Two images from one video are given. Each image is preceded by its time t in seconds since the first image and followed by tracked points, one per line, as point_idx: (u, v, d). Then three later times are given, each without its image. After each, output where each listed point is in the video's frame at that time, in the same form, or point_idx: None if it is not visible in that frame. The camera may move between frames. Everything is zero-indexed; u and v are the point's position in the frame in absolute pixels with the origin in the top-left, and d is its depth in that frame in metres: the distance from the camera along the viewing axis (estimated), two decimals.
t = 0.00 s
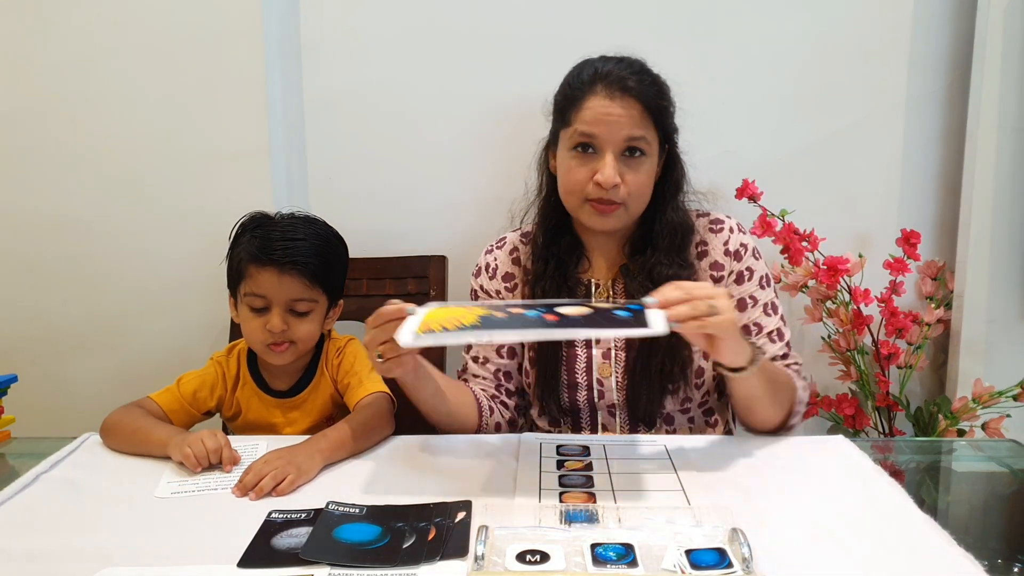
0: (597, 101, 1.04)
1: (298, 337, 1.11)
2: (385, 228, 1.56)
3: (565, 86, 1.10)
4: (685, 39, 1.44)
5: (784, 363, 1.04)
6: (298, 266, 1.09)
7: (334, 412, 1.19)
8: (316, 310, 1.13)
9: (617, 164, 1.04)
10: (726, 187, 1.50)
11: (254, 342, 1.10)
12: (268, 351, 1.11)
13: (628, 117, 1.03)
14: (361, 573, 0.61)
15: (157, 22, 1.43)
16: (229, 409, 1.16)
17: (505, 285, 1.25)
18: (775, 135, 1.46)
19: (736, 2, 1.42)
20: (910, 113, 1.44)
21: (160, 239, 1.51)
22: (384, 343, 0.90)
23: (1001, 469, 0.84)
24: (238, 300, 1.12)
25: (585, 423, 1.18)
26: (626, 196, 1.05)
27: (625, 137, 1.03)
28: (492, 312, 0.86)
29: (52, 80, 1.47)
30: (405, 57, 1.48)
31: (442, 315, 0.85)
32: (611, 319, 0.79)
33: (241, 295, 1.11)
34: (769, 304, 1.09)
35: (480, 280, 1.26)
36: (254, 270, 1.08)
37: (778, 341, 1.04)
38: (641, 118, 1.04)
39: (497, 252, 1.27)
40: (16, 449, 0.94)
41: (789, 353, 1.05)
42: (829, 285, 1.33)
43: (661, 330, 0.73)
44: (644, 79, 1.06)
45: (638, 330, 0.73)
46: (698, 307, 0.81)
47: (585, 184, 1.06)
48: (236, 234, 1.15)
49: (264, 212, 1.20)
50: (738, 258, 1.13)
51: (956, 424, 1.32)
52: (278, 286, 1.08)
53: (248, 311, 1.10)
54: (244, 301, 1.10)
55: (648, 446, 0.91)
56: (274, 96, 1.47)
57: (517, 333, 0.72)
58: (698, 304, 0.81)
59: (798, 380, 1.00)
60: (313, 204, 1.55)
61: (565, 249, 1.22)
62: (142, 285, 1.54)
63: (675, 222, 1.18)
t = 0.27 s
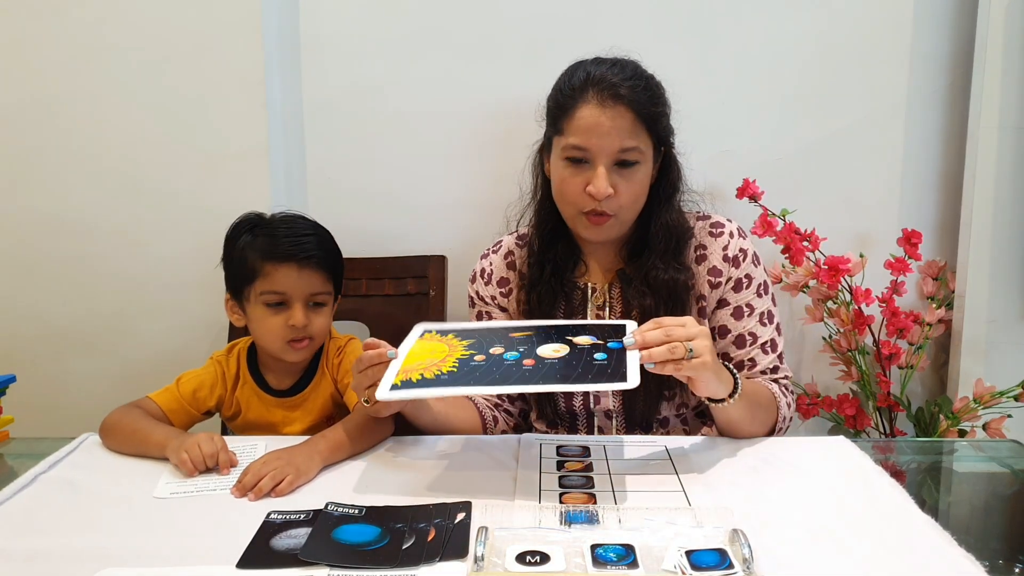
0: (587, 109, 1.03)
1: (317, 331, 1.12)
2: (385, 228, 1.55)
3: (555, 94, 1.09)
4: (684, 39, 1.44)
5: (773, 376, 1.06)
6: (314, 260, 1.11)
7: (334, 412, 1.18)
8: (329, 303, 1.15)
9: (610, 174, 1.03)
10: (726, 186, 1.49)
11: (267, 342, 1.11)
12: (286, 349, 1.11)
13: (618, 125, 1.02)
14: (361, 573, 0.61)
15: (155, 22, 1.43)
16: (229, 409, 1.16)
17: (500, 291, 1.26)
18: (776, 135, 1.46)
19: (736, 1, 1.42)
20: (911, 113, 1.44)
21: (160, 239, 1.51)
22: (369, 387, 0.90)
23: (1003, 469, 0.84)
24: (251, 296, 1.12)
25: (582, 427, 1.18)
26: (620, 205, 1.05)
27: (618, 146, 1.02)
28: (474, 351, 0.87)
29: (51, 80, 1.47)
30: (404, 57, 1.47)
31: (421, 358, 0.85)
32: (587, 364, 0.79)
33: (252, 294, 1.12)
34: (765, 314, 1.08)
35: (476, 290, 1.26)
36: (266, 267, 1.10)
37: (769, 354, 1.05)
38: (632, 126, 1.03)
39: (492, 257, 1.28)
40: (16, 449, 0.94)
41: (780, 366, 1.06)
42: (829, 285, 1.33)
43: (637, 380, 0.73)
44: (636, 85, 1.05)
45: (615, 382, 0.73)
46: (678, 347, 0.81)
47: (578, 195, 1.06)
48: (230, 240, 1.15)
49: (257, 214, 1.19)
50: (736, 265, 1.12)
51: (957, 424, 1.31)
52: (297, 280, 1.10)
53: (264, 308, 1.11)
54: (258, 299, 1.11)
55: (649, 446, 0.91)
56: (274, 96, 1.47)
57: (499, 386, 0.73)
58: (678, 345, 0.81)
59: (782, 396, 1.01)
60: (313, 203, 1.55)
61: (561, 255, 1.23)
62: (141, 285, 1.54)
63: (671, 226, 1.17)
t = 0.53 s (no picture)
0: (588, 108, 1.03)
1: (326, 324, 1.14)
2: (385, 228, 1.56)
3: (556, 92, 1.09)
4: (684, 39, 1.44)
5: (774, 379, 1.05)
6: (323, 254, 1.14)
7: (334, 411, 1.18)
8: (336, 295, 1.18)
9: (610, 173, 1.03)
10: (726, 187, 1.50)
11: (277, 341, 1.11)
12: (299, 344, 1.12)
13: (619, 124, 1.02)
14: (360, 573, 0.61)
15: (155, 22, 1.43)
16: (229, 408, 1.16)
17: (501, 292, 1.25)
18: (776, 135, 1.46)
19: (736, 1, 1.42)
20: (911, 113, 1.44)
21: (160, 239, 1.51)
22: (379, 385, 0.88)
23: (1003, 469, 0.84)
24: (259, 295, 1.12)
25: (583, 428, 1.18)
26: (620, 204, 1.05)
27: (619, 145, 1.02)
28: (485, 351, 0.87)
29: (50, 80, 1.47)
30: (404, 57, 1.47)
31: (432, 358, 0.86)
32: (598, 366, 0.79)
33: (260, 291, 1.12)
34: (766, 316, 1.08)
35: (475, 291, 1.26)
36: (273, 263, 1.10)
37: (770, 356, 1.05)
38: (633, 125, 1.03)
39: (492, 257, 1.28)
40: (16, 449, 0.94)
41: (781, 369, 1.06)
42: (829, 285, 1.33)
43: (649, 381, 0.72)
44: (637, 84, 1.05)
45: (624, 383, 0.73)
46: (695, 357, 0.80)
47: (579, 194, 1.06)
48: (228, 239, 1.15)
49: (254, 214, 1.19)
50: (737, 267, 1.12)
51: (957, 424, 1.31)
52: (309, 274, 1.12)
53: (276, 303, 1.11)
54: (267, 295, 1.11)
55: (649, 447, 0.91)
56: (274, 96, 1.47)
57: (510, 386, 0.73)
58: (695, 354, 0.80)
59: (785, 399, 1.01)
60: (313, 203, 1.55)
61: (563, 256, 1.23)
62: (142, 285, 1.54)
63: (673, 227, 1.17)
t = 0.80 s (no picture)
0: (592, 104, 1.02)
1: (332, 317, 1.15)
2: (385, 228, 1.56)
3: (560, 88, 1.09)
4: (685, 39, 1.44)
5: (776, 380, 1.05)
6: (324, 249, 1.14)
7: (334, 411, 1.18)
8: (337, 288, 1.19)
9: (613, 168, 1.03)
10: (726, 187, 1.50)
11: (283, 339, 1.12)
12: (306, 340, 1.12)
13: (622, 119, 1.02)
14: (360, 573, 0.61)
15: (155, 22, 1.43)
16: (228, 408, 1.16)
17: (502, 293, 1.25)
18: (775, 135, 1.46)
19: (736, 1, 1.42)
20: (911, 113, 1.44)
21: (159, 239, 1.51)
22: (391, 373, 0.88)
23: (1003, 469, 0.84)
24: (263, 295, 1.12)
25: (583, 427, 1.17)
26: (623, 200, 1.05)
27: (622, 140, 1.02)
28: (498, 343, 0.83)
29: (50, 81, 1.47)
30: (404, 57, 1.47)
31: (446, 349, 0.82)
32: (615, 376, 0.77)
33: (264, 290, 1.12)
34: (768, 317, 1.08)
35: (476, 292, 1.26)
36: (278, 260, 1.11)
37: (771, 357, 1.05)
38: (635, 120, 1.02)
39: (492, 258, 1.27)
40: (16, 449, 0.94)
41: (782, 370, 1.06)
42: (829, 285, 1.33)
43: (668, 402, 0.72)
44: (642, 80, 1.05)
45: (642, 406, 0.72)
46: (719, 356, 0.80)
47: (582, 188, 1.06)
48: (228, 238, 1.14)
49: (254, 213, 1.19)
50: (738, 268, 1.12)
51: (957, 424, 1.31)
52: (312, 270, 1.12)
53: (280, 301, 1.11)
54: (270, 293, 1.11)
55: (649, 446, 0.91)
56: (274, 96, 1.47)
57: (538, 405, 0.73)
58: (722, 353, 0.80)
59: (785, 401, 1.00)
60: (313, 203, 1.55)
61: (564, 254, 1.23)
62: (142, 285, 1.54)
63: (676, 226, 1.17)
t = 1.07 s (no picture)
0: (597, 95, 1.03)
1: (334, 316, 1.15)
2: (385, 228, 1.56)
3: (563, 81, 1.09)
4: (685, 39, 1.44)
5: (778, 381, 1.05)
6: (325, 248, 1.15)
7: (334, 411, 1.18)
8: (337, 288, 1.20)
9: (617, 160, 1.03)
10: (726, 186, 1.50)
11: (283, 338, 1.11)
12: (305, 337, 1.12)
13: (627, 111, 1.02)
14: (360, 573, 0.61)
15: (155, 22, 1.43)
16: (228, 408, 1.16)
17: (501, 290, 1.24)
18: (776, 135, 1.46)
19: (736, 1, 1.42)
20: (911, 113, 1.44)
21: (159, 239, 1.51)
22: (405, 353, 0.86)
23: (1002, 469, 0.83)
24: (263, 297, 1.12)
25: (583, 429, 1.17)
26: (626, 192, 1.05)
27: (626, 132, 1.02)
28: (518, 333, 0.82)
29: (51, 81, 1.47)
30: (404, 57, 1.47)
31: (466, 340, 0.81)
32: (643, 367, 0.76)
33: (264, 290, 1.12)
34: (770, 317, 1.09)
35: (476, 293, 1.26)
36: (279, 260, 1.11)
37: (774, 358, 1.05)
38: (641, 113, 1.03)
39: (491, 253, 1.27)
40: (15, 449, 0.94)
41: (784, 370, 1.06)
42: (829, 285, 1.33)
43: (698, 393, 0.73)
44: (646, 73, 1.05)
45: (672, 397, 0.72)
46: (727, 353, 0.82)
47: (586, 180, 1.05)
48: (228, 237, 1.14)
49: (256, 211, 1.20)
50: (741, 268, 1.12)
51: (957, 424, 1.31)
52: (313, 270, 1.12)
53: (281, 300, 1.11)
54: (271, 295, 1.12)
55: (650, 447, 0.91)
56: (274, 96, 1.47)
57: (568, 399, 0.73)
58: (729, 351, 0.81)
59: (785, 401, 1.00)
60: (313, 204, 1.55)
61: (564, 253, 1.23)
62: (142, 285, 1.54)
63: (677, 224, 1.17)
